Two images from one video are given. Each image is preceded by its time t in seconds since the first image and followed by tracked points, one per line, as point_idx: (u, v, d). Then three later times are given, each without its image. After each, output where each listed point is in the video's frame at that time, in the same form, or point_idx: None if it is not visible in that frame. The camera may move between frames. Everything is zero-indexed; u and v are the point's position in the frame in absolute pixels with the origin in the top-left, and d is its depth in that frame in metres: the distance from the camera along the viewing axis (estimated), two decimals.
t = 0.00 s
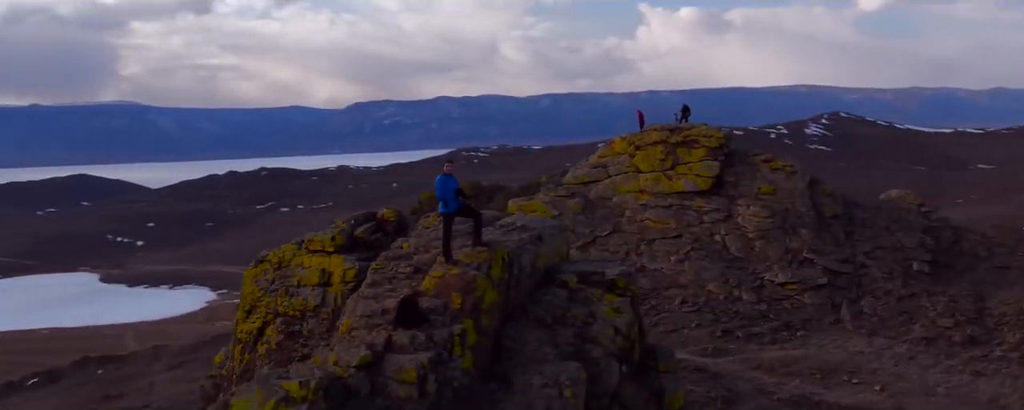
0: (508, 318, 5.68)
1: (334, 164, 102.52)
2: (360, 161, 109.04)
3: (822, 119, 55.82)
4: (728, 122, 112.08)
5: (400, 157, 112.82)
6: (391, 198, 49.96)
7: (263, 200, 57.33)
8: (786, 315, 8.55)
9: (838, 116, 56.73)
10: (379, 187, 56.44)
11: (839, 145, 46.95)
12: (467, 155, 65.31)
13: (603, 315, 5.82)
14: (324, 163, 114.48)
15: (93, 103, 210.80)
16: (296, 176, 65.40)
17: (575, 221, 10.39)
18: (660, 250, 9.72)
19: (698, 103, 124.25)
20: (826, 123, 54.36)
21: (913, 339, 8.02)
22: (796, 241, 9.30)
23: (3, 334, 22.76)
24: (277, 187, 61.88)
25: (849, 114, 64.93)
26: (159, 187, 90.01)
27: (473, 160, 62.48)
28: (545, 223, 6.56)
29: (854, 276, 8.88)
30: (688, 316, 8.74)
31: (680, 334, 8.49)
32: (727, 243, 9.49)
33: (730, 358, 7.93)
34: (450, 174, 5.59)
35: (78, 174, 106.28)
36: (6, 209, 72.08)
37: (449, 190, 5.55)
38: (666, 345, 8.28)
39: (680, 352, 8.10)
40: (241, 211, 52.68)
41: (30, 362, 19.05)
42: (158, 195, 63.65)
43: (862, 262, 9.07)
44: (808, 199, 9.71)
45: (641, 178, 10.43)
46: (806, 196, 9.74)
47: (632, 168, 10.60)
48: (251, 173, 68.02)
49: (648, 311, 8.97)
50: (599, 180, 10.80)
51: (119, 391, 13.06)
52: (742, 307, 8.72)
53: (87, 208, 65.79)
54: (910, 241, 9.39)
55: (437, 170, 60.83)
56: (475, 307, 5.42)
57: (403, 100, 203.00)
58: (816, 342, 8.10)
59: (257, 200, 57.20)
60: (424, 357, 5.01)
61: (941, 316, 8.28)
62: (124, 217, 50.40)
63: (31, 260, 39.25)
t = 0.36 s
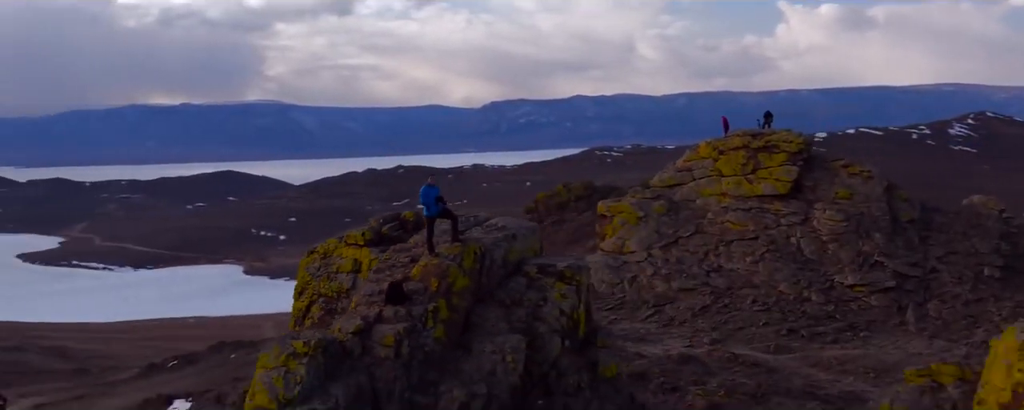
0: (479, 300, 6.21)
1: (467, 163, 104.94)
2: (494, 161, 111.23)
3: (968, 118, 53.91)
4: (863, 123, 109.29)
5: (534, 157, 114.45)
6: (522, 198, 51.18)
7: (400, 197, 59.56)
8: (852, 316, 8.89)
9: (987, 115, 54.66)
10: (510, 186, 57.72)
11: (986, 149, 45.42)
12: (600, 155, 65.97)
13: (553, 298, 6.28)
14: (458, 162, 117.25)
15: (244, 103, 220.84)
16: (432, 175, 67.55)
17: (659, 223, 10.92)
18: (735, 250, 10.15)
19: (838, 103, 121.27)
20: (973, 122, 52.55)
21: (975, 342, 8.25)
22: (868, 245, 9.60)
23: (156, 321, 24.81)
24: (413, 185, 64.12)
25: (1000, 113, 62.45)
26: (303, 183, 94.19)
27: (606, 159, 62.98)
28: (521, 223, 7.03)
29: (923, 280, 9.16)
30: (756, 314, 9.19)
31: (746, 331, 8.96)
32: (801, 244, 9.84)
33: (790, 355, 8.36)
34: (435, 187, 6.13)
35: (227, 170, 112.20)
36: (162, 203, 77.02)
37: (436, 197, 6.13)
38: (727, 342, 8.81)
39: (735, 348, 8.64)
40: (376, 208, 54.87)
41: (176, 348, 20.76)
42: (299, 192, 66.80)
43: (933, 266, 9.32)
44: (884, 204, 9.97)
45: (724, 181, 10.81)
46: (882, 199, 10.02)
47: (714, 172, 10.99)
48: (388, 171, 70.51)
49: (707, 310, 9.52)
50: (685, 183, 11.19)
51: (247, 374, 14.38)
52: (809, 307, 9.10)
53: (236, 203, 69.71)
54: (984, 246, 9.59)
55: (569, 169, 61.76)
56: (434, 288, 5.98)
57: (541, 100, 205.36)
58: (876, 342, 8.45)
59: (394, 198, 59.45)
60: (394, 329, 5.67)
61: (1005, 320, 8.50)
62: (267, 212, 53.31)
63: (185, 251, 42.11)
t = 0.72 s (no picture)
0: (465, 285, 6.93)
1: (559, 162, 105.73)
2: (586, 159, 112.05)
3: None
4: (965, 122, 106.85)
5: (627, 156, 114.78)
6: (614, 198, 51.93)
7: (493, 195, 60.90)
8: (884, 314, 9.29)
9: None
10: (600, 187, 58.29)
11: None
12: (694, 154, 66.22)
13: (523, 285, 6.99)
14: (550, 161, 118.25)
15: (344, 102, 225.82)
16: (525, 173, 68.78)
17: (708, 223, 11.47)
18: (779, 251, 10.63)
19: (942, 103, 118.65)
20: None
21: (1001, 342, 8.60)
22: (904, 246, 10.00)
23: (255, 313, 26.29)
24: (507, 183, 65.45)
25: None
26: (398, 180, 96.38)
27: (699, 159, 63.16)
28: (508, 224, 7.77)
29: (957, 282, 9.52)
30: (793, 312, 9.68)
31: (781, 327, 9.46)
32: (841, 245, 10.29)
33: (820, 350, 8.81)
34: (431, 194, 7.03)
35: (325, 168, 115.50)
36: (264, 200, 79.92)
37: (429, 205, 6.84)
38: (762, 336, 9.33)
39: (769, 342, 9.15)
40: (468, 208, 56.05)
41: (271, 337, 22.06)
42: (394, 190, 68.61)
43: (968, 268, 9.71)
44: (924, 207, 10.36)
45: (770, 184, 11.29)
46: (922, 203, 10.41)
47: (762, 176, 11.47)
48: (481, 169, 71.80)
49: (745, 307, 10.04)
50: (734, 185, 11.70)
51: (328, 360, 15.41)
52: (843, 306, 9.54)
53: (333, 200, 71.96)
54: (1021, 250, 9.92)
55: (661, 167, 62.24)
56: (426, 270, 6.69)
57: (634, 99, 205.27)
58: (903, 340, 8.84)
59: (488, 196, 60.83)
60: (392, 305, 6.46)
61: None
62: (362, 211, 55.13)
63: (283, 247, 43.92)
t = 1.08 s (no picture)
0: (443, 274, 7.90)
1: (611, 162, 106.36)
2: (639, 159, 112.66)
3: None
4: None
5: (680, 156, 115.16)
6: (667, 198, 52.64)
7: (545, 195, 61.86)
8: (878, 312, 9.87)
9: None
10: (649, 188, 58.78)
11: None
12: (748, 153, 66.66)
13: (490, 274, 7.92)
14: (603, 161, 118.87)
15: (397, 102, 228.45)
16: (577, 173, 69.69)
17: (720, 224, 12.05)
18: (785, 251, 11.21)
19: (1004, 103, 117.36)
20: None
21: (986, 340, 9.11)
22: (902, 248, 10.52)
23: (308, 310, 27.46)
24: (560, 182, 66.41)
25: None
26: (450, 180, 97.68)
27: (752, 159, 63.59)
28: (482, 223, 8.70)
29: (949, 281, 10.03)
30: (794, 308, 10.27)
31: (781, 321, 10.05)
32: (843, 246, 10.83)
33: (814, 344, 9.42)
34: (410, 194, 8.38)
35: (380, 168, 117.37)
36: (319, 199, 81.62)
37: (412, 207, 7.88)
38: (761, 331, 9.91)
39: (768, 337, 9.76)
40: (518, 208, 56.96)
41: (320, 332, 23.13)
42: (446, 190, 69.77)
43: (962, 269, 10.18)
44: (923, 210, 10.90)
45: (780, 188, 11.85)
46: (922, 206, 10.93)
47: (772, 179, 12.05)
48: (532, 170, 72.75)
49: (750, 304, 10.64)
50: (745, 188, 12.28)
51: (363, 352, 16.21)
52: (841, 303, 10.09)
53: (386, 199, 73.33)
54: (1015, 251, 10.39)
55: (713, 167, 62.75)
56: (409, 260, 7.68)
57: (685, 99, 206.96)
58: (893, 336, 9.40)
59: (540, 196, 61.80)
60: (380, 289, 7.46)
61: (1017, 320, 9.30)
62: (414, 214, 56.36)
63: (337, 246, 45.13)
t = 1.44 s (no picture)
0: (429, 265, 8.14)
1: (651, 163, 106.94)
2: (680, 159, 112.98)
3: None
4: None
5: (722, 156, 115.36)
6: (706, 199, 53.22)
7: (584, 195, 62.60)
8: (864, 307, 10.46)
9: None
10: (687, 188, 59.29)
11: None
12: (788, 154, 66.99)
13: (467, 263, 8.07)
14: (643, 162, 119.45)
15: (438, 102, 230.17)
16: (617, 173, 70.38)
17: (723, 224, 12.65)
18: (782, 250, 11.79)
19: None
20: None
21: (964, 334, 9.68)
22: (891, 247, 11.10)
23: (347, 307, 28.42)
24: (600, 182, 67.11)
25: None
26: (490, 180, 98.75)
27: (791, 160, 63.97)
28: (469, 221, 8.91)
29: (934, 279, 10.60)
30: (787, 304, 10.85)
31: (775, 317, 10.63)
32: (836, 245, 11.44)
33: (802, 337, 10.01)
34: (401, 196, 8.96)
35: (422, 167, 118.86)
36: (360, 198, 83.00)
37: (405, 209, 8.46)
38: (754, 325, 10.51)
39: (758, 330, 10.36)
40: (558, 208, 57.80)
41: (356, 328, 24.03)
42: (487, 190, 70.79)
43: (947, 268, 10.75)
44: (913, 211, 11.49)
45: (781, 189, 12.46)
46: (913, 207, 11.52)
47: (772, 181, 12.69)
48: (572, 170, 73.55)
49: (747, 300, 11.24)
50: (749, 190, 12.94)
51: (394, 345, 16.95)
52: (830, 300, 10.71)
53: (426, 199, 74.47)
54: (998, 251, 10.95)
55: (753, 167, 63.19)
56: (401, 258, 7.97)
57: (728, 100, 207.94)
58: (876, 329, 10.00)
59: (579, 196, 62.55)
60: (373, 277, 7.82)
61: (993, 317, 9.86)
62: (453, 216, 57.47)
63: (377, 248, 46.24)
